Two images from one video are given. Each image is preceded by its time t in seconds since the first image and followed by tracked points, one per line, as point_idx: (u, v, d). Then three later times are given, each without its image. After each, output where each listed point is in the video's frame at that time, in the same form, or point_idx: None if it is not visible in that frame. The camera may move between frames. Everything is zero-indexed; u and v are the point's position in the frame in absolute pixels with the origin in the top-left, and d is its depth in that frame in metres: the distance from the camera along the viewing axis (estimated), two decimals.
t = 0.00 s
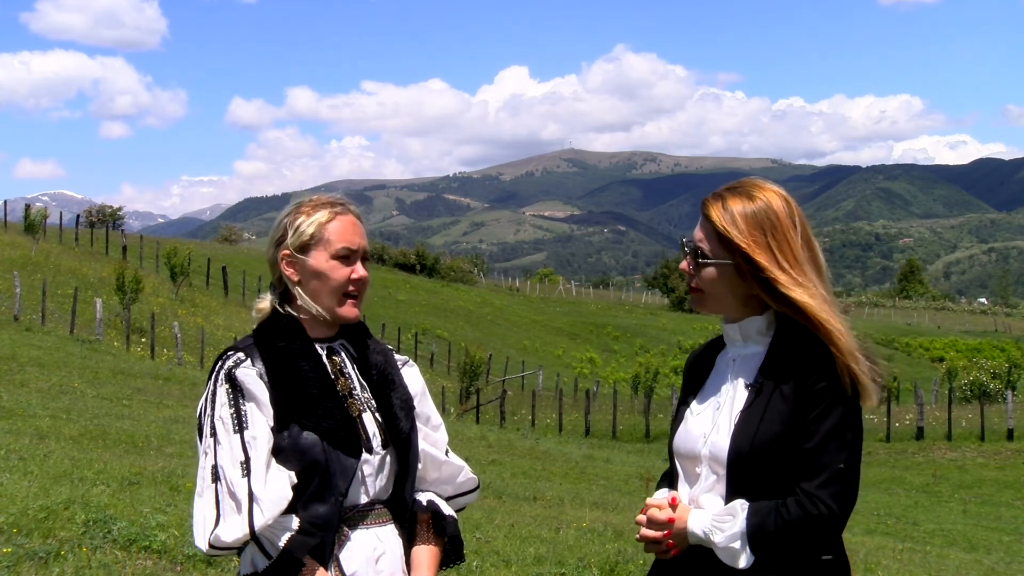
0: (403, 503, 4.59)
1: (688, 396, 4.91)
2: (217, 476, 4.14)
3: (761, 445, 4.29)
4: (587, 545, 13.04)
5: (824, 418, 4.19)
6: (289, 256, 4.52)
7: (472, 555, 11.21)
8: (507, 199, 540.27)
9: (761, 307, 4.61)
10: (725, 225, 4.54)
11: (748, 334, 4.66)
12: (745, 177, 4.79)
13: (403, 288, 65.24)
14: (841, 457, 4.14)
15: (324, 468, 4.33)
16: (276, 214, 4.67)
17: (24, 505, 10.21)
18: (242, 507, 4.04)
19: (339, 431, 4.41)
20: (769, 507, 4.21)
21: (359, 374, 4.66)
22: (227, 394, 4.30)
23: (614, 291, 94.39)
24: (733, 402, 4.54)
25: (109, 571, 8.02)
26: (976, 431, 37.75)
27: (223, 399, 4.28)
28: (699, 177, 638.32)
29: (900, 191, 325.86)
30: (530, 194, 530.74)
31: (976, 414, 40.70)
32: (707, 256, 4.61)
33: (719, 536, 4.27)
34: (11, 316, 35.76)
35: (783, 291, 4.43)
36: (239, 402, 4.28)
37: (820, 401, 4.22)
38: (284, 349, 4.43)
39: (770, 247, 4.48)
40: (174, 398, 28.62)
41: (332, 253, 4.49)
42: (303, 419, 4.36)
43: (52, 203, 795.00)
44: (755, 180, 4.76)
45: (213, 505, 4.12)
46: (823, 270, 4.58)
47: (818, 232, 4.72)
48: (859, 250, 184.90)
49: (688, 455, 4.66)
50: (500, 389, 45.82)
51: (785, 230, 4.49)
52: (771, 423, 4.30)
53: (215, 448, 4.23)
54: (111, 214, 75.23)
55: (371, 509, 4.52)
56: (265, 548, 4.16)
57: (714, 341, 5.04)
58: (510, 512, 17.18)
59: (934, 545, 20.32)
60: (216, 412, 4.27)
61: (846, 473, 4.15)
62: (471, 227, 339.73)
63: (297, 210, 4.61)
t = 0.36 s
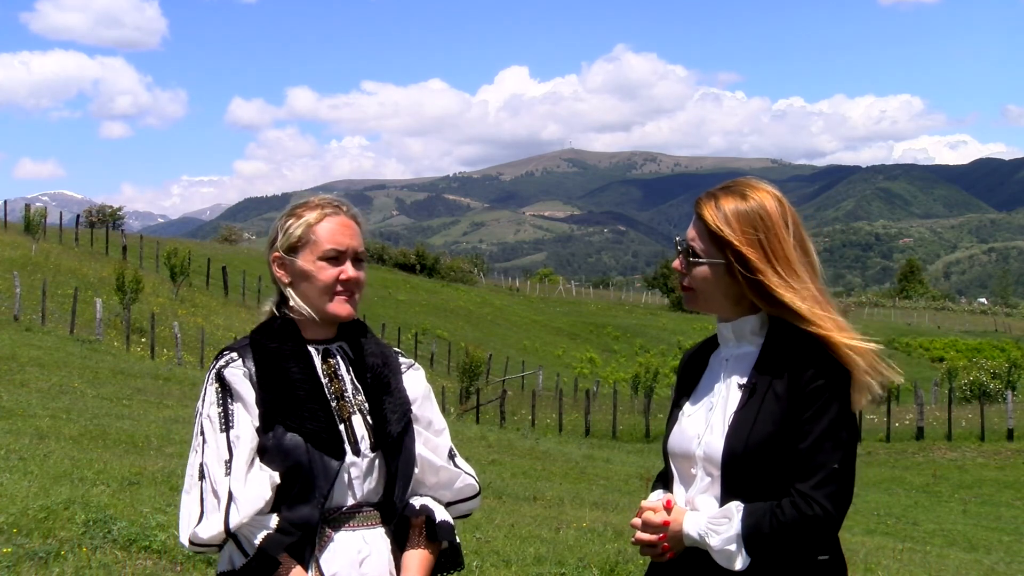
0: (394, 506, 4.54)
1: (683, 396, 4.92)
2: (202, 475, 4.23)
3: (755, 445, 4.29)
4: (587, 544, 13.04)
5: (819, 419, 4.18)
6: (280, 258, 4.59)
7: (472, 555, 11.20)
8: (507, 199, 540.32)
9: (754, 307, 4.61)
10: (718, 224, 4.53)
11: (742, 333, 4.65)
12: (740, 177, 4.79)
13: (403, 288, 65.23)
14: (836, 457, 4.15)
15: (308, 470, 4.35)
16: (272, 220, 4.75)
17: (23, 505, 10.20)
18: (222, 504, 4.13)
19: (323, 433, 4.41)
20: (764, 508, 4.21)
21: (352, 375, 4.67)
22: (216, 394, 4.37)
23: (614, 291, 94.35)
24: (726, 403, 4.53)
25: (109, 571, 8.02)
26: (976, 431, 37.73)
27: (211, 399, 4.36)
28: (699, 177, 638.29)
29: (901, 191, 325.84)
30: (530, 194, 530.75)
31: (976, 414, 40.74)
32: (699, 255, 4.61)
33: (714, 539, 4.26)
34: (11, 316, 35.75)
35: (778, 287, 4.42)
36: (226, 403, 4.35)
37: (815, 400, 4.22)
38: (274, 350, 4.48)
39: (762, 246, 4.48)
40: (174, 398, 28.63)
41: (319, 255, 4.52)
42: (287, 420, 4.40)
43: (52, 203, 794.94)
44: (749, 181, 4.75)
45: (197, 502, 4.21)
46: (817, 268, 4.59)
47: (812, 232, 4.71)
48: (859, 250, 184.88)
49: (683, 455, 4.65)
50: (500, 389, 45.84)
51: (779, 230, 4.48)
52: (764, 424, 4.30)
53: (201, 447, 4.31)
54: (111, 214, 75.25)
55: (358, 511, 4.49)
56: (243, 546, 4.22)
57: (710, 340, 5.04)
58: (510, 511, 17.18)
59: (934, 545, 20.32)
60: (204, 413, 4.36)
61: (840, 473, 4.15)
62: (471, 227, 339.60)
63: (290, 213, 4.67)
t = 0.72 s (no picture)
0: (395, 505, 4.51)
1: (682, 398, 4.92)
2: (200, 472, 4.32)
3: (752, 446, 4.29)
4: (587, 544, 13.04)
5: (816, 419, 4.19)
6: (288, 259, 4.59)
7: (472, 555, 11.20)
8: (506, 199, 540.48)
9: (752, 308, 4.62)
10: (715, 225, 4.53)
11: (739, 334, 4.66)
12: (736, 177, 4.78)
13: (403, 288, 65.21)
14: (834, 457, 4.15)
15: (306, 468, 4.37)
16: (283, 222, 4.75)
17: (23, 505, 10.20)
18: (217, 501, 4.20)
19: (320, 431, 4.42)
20: (763, 509, 4.21)
21: (356, 375, 4.67)
22: (218, 393, 4.46)
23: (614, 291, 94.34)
24: (723, 404, 4.54)
25: (109, 571, 8.02)
26: (976, 431, 37.72)
27: (213, 399, 4.46)
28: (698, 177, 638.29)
29: (900, 191, 325.83)
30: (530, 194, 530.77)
31: (977, 415, 40.73)
32: (696, 256, 4.61)
33: (713, 540, 4.27)
34: (11, 316, 35.74)
35: (776, 291, 4.43)
36: (228, 401, 4.44)
37: (812, 400, 4.22)
38: (276, 349, 4.49)
39: (760, 246, 4.47)
40: (173, 398, 28.62)
41: (325, 257, 4.51)
42: (286, 418, 4.40)
43: (51, 203, 794.87)
44: (745, 180, 4.75)
45: (197, 498, 4.30)
46: (816, 268, 4.59)
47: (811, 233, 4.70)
48: (859, 250, 184.85)
49: (681, 456, 4.66)
50: (500, 389, 45.86)
51: (775, 230, 4.47)
52: (763, 424, 4.30)
53: (203, 445, 4.40)
54: (111, 214, 75.27)
55: (359, 509, 4.51)
56: (238, 542, 4.28)
57: (710, 340, 5.04)
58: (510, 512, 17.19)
59: (934, 545, 20.31)
60: (207, 411, 4.45)
61: (839, 473, 4.15)
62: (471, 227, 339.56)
63: (301, 216, 4.67)
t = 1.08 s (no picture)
0: (414, 498, 4.59)
1: (685, 397, 4.91)
2: (227, 467, 4.20)
3: (756, 446, 4.29)
4: (587, 544, 13.06)
5: (818, 419, 4.19)
6: (304, 254, 4.59)
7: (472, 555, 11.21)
8: (507, 199, 540.52)
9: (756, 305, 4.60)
10: (713, 226, 4.54)
11: (741, 334, 4.66)
12: (737, 176, 4.78)
13: (403, 288, 65.22)
14: (837, 457, 4.15)
15: (332, 464, 4.35)
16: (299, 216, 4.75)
17: (23, 505, 10.20)
18: (247, 498, 4.10)
19: (347, 428, 4.41)
20: (767, 509, 4.21)
21: (372, 372, 4.68)
22: (240, 388, 4.35)
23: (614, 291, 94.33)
24: (727, 405, 4.53)
25: (109, 571, 8.01)
26: (976, 431, 37.72)
27: (236, 394, 4.34)
28: (698, 177, 638.31)
29: (901, 191, 325.76)
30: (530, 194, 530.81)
31: (977, 414, 40.74)
32: (697, 256, 4.62)
33: (717, 540, 4.27)
34: (11, 316, 35.73)
35: (774, 292, 4.43)
36: (250, 397, 4.34)
37: (814, 401, 4.22)
38: (297, 345, 4.46)
39: (759, 246, 4.47)
40: (174, 398, 28.63)
41: (342, 252, 4.52)
42: (312, 416, 4.38)
43: (52, 203, 794.96)
44: (745, 180, 4.74)
45: (224, 495, 4.18)
46: (816, 267, 4.58)
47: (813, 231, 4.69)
48: (859, 250, 184.78)
49: (684, 457, 4.66)
50: (500, 389, 45.88)
51: (773, 229, 4.47)
52: (766, 424, 4.30)
53: (226, 440, 4.29)
54: (111, 214, 75.35)
55: (379, 503, 4.54)
56: (269, 539, 4.18)
57: (710, 340, 5.04)
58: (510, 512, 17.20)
59: (934, 545, 20.32)
60: (229, 406, 4.33)
61: (841, 473, 4.16)
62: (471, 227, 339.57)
63: (315, 211, 4.67)
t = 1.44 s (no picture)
0: (423, 497, 4.58)
1: (690, 396, 4.90)
2: (241, 465, 4.19)
3: (762, 445, 4.28)
4: (587, 544, 13.05)
5: (825, 418, 4.18)
6: (308, 254, 4.58)
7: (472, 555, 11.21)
8: (507, 199, 540.67)
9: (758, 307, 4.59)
10: (717, 225, 4.53)
11: (746, 333, 4.64)
12: (741, 176, 4.78)
13: (403, 288, 65.21)
14: (843, 456, 4.14)
15: (348, 461, 4.37)
16: (301, 216, 4.73)
17: (23, 505, 10.19)
18: (265, 496, 4.09)
19: (362, 427, 4.43)
20: (773, 508, 4.20)
21: (384, 371, 4.66)
22: (255, 386, 4.34)
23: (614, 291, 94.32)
24: (732, 403, 4.52)
25: (109, 571, 8.00)
26: (976, 431, 37.69)
27: (251, 391, 4.33)
28: (698, 177, 638.31)
29: (901, 192, 325.67)
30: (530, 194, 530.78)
31: (977, 415, 40.74)
32: (701, 254, 4.60)
33: (723, 539, 4.26)
34: (11, 316, 35.73)
35: (774, 293, 4.41)
36: (265, 395, 4.32)
37: (821, 399, 4.22)
38: (313, 344, 4.47)
39: (761, 244, 4.47)
40: (173, 398, 28.63)
41: (347, 249, 4.51)
42: (329, 415, 4.39)
43: (52, 203, 795.03)
44: (749, 180, 4.75)
45: (238, 494, 4.17)
46: (820, 267, 4.57)
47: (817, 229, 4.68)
48: (859, 250, 184.82)
49: (691, 455, 4.64)
50: (500, 389, 45.87)
51: (775, 229, 4.46)
52: (772, 423, 4.28)
53: (240, 439, 4.27)
54: (111, 213, 75.37)
55: (391, 501, 4.54)
56: (287, 536, 4.17)
57: (715, 339, 5.03)
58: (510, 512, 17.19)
59: (934, 545, 20.31)
60: (243, 404, 4.32)
61: (848, 472, 4.15)
62: (472, 227, 339.49)
63: (317, 210, 4.67)
